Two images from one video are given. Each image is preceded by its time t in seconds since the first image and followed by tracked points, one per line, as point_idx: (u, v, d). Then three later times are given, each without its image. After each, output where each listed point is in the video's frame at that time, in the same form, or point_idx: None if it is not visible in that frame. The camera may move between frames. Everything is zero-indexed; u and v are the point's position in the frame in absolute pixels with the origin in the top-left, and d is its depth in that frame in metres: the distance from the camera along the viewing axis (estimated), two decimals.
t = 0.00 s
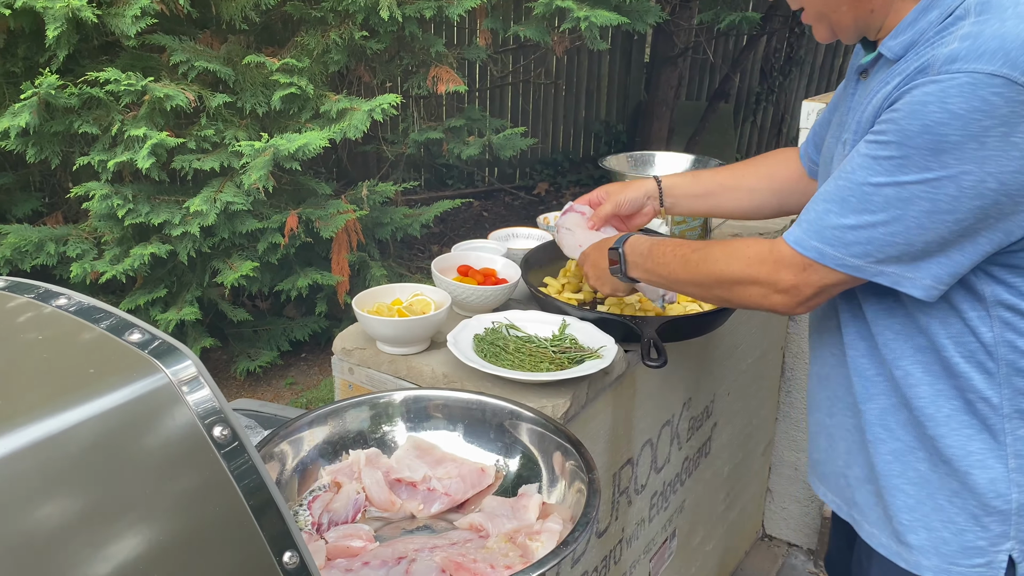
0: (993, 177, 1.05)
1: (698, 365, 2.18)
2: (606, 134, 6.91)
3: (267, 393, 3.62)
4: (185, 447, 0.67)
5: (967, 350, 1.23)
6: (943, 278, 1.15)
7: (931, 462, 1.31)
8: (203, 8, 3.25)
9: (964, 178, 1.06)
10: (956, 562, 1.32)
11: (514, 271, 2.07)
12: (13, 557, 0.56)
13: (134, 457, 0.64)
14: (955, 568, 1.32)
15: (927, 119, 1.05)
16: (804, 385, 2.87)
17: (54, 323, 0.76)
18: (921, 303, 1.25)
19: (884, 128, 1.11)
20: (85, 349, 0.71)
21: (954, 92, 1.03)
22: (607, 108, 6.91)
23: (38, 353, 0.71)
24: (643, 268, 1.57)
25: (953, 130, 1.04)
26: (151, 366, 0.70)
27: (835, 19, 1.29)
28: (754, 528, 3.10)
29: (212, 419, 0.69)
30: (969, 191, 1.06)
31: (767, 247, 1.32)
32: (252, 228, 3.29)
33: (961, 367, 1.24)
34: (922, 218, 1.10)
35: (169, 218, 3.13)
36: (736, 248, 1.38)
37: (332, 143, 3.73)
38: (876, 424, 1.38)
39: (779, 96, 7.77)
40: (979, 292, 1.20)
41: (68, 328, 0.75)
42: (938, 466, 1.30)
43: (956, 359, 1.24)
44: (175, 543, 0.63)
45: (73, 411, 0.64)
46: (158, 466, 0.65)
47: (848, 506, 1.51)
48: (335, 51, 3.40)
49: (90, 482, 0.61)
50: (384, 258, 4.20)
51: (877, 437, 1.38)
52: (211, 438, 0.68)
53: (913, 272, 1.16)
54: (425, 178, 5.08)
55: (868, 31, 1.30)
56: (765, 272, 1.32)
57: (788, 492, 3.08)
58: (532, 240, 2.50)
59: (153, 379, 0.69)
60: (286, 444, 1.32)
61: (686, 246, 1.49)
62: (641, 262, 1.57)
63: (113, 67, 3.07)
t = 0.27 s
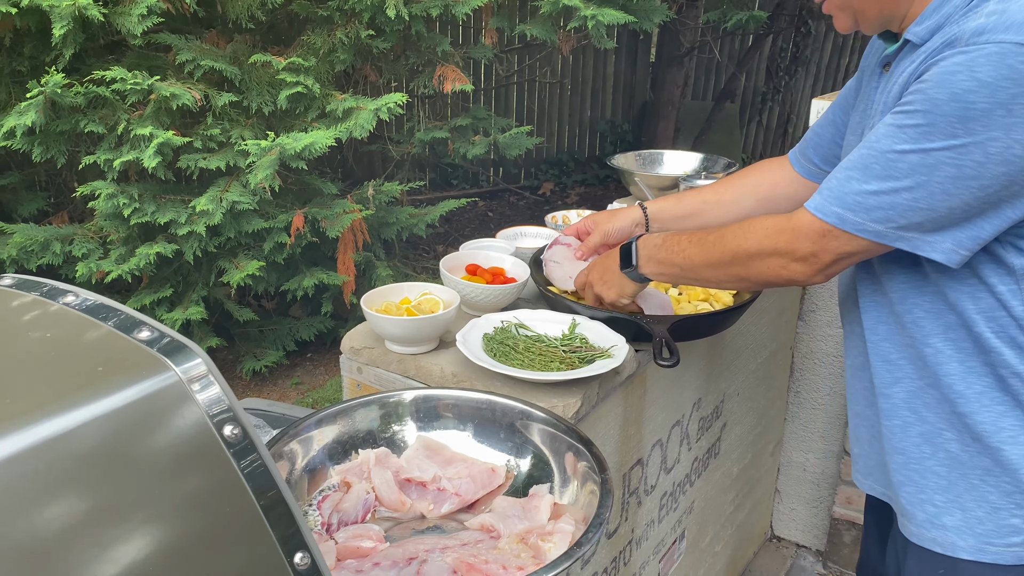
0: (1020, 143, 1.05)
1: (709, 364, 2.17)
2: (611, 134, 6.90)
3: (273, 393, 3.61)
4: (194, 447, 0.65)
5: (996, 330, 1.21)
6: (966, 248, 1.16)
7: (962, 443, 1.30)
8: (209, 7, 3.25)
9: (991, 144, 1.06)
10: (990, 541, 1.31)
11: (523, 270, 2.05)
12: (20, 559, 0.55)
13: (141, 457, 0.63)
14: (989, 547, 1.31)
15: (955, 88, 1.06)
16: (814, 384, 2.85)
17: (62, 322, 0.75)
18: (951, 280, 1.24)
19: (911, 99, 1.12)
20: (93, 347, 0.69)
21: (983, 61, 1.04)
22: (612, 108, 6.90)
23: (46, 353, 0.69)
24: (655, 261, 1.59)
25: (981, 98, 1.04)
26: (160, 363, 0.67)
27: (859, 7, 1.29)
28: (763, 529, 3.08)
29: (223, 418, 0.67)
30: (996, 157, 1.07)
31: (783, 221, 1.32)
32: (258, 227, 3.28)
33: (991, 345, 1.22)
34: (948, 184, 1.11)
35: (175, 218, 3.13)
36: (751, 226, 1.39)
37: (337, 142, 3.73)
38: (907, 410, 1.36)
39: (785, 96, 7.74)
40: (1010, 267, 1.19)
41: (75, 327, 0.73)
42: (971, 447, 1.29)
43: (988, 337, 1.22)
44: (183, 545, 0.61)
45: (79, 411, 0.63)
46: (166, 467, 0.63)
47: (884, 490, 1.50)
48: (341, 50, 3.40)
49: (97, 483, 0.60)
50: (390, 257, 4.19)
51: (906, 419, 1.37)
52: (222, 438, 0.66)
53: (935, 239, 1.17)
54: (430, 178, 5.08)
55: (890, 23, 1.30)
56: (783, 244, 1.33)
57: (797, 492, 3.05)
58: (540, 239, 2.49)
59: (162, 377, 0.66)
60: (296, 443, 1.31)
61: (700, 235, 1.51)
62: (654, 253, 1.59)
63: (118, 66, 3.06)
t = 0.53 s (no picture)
0: None
1: (714, 368, 2.17)
2: (615, 136, 6.91)
3: (277, 396, 3.62)
4: (201, 455, 0.64)
5: (1003, 336, 1.21)
6: (989, 255, 1.15)
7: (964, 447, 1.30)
8: (215, 11, 3.26)
9: (1011, 148, 1.05)
10: (996, 544, 1.30)
11: (528, 275, 2.05)
12: (28, 566, 0.56)
13: (149, 465, 0.62)
14: (994, 551, 1.31)
15: (969, 93, 1.05)
16: (819, 389, 2.85)
17: (72, 330, 0.75)
18: (956, 288, 1.24)
19: (925, 108, 1.10)
20: (102, 355, 0.69)
21: (996, 64, 1.03)
22: (615, 110, 6.90)
23: (56, 360, 0.70)
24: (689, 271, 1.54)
25: (996, 102, 1.03)
26: (168, 371, 0.67)
27: (858, 11, 1.27)
28: (768, 532, 3.07)
29: (230, 426, 0.66)
30: (1016, 161, 1.06)
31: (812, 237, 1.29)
32: (263, 231, 3.28)
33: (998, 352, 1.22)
34: (970, 192, 1.09)
35: (180, 221, 3.14)
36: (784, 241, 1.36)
37: (342, 146, 3.73)
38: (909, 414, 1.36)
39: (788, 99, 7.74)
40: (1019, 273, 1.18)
41: (85, 334, 0.73)
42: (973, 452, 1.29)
43: (994, 344, 1.21)
44: (189, 553, 0.61)
45: (87, 420, 0.63)
46: (173, 473, 0.63)
47: (879, 498, 1.49)
48: (346, 54, 3.40)
49: (105, 491, 0.61)
50: (394, 260, 4.20)
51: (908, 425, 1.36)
52: (231, 446, 0.65)
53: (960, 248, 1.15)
54: (434, 182, 5.08)
55: (888, 28, 1.30)
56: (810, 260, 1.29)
57: (801, 496, 3.05)
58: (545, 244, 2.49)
59: (170, 386, 0.66)
60: (303, 449, 1.31)
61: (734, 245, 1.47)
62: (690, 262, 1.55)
63: (123, 70, 3.06)
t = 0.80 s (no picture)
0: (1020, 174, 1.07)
1: (708, 379, 2.18)
2: (613, 144, 6.93)
3: (276, 405, 3.63)
4: (198, 471, 0.67)
5: (985, 356, 1.24)
6: (979, 281, 1.16)
7: (950, 464, 1.31)
8: (214, 23, 3.29)
9: (994, 177, 1.07)
10: (980, 558, 1.32)
11: (523, 287, 2.07)
12: None
13: (149, 479, 0.65)
14: (980, 564, 1.32)
15: (950, 124, 1.07)
16: (813, 398, 2.87)
17: (71, 347, 0.77)
18: (939, 309, 1.26)
19: (909, 140, 1.12)
20: (101, 373, 0.72)
21: (974, 95, 1.05)
22: (614, 118, 6.93)
23: (56, 377, 0.72)
24: (698, 300, 1.59)
25: (977, 132, 1.06)
26: (165, 391, 0.70)
27: (839, 35, 1.30)
28: (764, 541, 3.08)
29: (225, 443, 0.70)
30: (1000, 189, 1.08)
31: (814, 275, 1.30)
32: (262, 241, 3.30)
33: (979, 370, 1.25)
34: (958, 221, 1.11)
35: (180, 231, 3.16)
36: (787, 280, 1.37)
37: (340, 156, 3.76)
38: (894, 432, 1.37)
39: (786, 106, 7.78)
40: (1000, 295, 1.21)
41: (83, 352, 0.76)
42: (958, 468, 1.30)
43: (976, 365, 1.24)
44: (188, 565, 0.64)
45: (89, 437, 0.65)
46: (170, 489, 0.66)
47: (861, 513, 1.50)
48: (345, 65, 3.44)
49: (106, 504, 0.63)
50: (393, 269, 4.22)
51: (894, 442, 1.37)
52: (226, 463, 0.69)
53: (953, 277, 1.16)
54: (432, 190, 5.11)
55: (868, 48, 1.33)
56: (809, 295, 1.30)
57: (797, 505, 3.06)
58: (541, 255, 2.51)
59: (167, 405, 0.69)
60: (299, 463, 1.32)
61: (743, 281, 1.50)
62: (696, 293, 1.60)
63: (124, 81, 3.09)
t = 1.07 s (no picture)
0: None
1: (702, 386, 2.18)
2: (611, 149, 6.94)
3: (272, 410, 3.63)
4: (187, 477, 0.68)
5: (968, 368, 1.24)
6: (995, 291, 1.13)
7: (933, 472, 1.31)
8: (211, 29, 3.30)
9: (1006, 185, 1.04)
10: (964, 569, 1.32)
11: (517, 293, 2.07)
12: None
13: (142, 484, 0.66)
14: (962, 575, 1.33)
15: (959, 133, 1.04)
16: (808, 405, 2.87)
17: (65, 351, 0.78)
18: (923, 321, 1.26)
19: (915, 152, 1.09)
20: (91, 379, 0.73)
21: (977, 104, 1.04)
22: (612, 123, 6.94)
23: (47, 384, 0.73)
24: (717, 310, 1.48)
25: (985, 139, 1.03)
26: (153, 398, 0.71)
27: (852, 30, 1.24)
28: (760, 547, 3.07)
29: (214, 450, 0.70)
30: (1013, 197, 1.04)
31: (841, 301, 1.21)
32: (258, 246, 3.30)
33: (963, 382, 1.25)
34: (977, 234, 1.06)
35: (176, 237, 3.16)
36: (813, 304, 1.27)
37: (337, 161, 3.76)
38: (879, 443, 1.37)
39: (784, 111, 7.79)
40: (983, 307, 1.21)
41: (73, 358, 0.76)
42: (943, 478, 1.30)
43: (960, 376, 1.24)
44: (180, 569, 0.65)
45: (80, 443, 0.66)
46: (160, 494, 0.66)
47: (848, 518, 1.50)
48: (341, 71, 3.44)
49: (99, 509, 0.64)
50: (390, 274, 4.22)
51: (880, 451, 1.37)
52: (214, 470, 0.69)
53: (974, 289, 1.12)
54: (430, 195, 5.11)
55: (867, 52, 1.29)
56: (842, 320, 1.21)
57: (793, 511, 3.06)
58: (535, 261, 2.51)
59: (156, 412, 0.70)
60: (290, 470, 1.33)
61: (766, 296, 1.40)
62: (717, 302, 1.48)
63: (121, 87, 3.09)
